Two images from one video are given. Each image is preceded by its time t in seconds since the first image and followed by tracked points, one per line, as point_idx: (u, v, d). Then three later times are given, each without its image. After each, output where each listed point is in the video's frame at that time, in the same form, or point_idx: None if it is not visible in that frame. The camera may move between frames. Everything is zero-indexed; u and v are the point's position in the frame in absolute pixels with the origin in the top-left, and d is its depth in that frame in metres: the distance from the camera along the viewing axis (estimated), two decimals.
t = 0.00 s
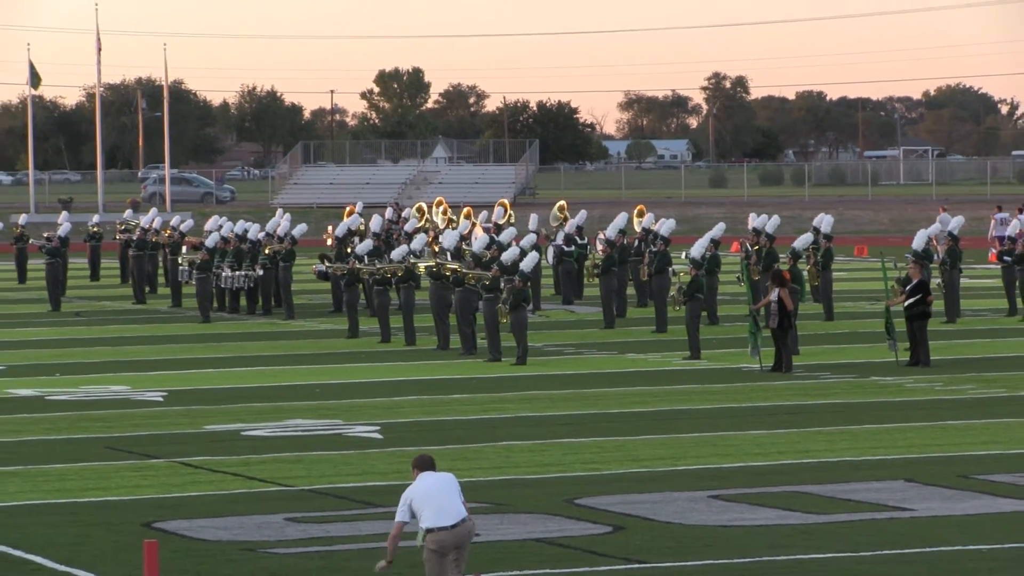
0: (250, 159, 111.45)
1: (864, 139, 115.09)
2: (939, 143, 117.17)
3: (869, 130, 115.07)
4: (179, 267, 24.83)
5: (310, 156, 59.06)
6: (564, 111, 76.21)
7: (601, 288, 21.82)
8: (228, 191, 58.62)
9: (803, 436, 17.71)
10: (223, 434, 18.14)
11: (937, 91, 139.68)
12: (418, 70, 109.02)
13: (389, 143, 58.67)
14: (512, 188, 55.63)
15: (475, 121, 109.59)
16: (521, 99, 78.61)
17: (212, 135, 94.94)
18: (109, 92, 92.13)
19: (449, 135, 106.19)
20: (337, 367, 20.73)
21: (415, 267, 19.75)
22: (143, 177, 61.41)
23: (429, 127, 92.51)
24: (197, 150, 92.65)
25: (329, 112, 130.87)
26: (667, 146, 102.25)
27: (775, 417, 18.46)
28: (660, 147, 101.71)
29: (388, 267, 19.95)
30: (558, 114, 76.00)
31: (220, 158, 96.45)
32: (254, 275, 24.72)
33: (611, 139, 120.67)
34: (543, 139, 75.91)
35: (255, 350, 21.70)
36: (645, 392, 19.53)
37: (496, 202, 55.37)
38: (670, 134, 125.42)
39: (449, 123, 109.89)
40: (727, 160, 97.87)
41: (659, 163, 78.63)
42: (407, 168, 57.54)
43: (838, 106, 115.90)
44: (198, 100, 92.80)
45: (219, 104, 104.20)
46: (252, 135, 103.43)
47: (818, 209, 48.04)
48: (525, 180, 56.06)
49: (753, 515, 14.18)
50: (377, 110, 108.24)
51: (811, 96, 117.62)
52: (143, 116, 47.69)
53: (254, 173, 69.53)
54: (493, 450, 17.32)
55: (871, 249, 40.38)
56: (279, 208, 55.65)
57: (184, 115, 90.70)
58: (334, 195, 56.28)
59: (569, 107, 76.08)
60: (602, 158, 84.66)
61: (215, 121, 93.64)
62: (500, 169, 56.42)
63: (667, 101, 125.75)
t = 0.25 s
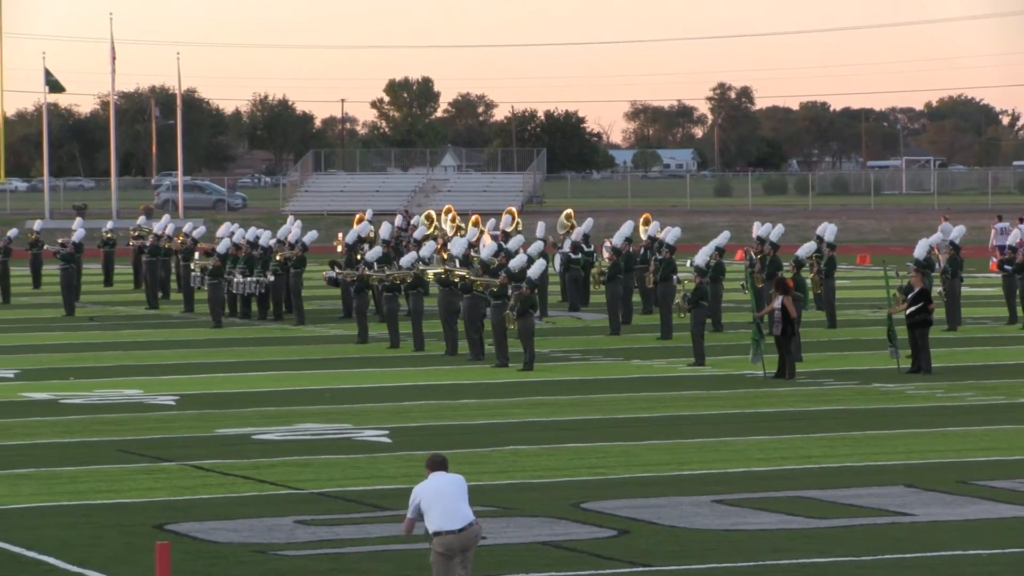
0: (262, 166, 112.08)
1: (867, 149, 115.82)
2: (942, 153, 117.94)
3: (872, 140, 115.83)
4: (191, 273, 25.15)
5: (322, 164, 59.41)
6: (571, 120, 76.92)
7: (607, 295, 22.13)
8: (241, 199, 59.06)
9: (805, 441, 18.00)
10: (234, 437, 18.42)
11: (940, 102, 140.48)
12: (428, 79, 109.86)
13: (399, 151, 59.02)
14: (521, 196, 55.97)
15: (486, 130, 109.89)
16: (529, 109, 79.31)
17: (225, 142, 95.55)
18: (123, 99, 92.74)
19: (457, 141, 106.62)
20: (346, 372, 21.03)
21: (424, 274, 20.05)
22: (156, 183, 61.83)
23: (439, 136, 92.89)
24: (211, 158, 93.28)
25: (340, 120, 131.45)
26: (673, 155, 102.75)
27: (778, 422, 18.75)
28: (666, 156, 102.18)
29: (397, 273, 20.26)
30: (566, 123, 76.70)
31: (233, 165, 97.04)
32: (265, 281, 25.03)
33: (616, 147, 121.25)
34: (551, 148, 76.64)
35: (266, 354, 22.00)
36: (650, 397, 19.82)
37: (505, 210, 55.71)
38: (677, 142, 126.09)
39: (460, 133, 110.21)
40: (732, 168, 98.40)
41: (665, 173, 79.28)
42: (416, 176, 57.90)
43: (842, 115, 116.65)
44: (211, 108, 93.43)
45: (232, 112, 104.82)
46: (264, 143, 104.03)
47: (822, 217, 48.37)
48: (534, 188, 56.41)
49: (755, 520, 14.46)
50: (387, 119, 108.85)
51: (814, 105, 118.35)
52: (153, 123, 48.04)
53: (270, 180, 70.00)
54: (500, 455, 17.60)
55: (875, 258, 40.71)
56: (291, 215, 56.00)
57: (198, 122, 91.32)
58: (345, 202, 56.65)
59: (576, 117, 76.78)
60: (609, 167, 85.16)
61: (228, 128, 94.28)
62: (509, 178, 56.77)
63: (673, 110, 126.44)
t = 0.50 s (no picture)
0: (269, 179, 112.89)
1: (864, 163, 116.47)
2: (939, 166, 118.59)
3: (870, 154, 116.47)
4: (199, 283, 25.44)
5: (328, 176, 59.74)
6: (575, 133, 77.60)
7: (611, 305, 22.43)
8: (250, 210, 59.48)
9: (806, 450, 18.27)
10: (243, 445, 18.65)
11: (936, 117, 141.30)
12: (434, 94, 111.05)
13: (405, 164, 59.32)
14: (524, 208, 56.29)
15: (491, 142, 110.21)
16: (533, 123, 80.00)
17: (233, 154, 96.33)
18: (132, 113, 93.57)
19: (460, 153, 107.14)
20: (351, 381, 21.30)
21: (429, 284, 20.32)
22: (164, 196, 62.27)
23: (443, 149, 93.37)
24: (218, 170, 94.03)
25: (345, 134, 131.91)
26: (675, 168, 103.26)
27: (780, 430, 19.04)
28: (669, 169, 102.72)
29: (403, 283, 20.54)
30: (570, 136, 77.39)
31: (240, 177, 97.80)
32: (273, 292, 25.31)
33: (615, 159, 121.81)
34: (554, 161, 77.34)
35: (272, 364, 22.28)
36: (652, 406, 20.10)
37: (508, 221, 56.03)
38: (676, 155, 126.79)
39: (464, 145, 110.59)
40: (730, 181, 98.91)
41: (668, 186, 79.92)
42: (421, 188, 58.23)
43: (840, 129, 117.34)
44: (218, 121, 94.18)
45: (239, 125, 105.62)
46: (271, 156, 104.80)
47: (820, 229, 48.72)
48: (536, 201, 56.75)
49: (756, 527, 14.72)
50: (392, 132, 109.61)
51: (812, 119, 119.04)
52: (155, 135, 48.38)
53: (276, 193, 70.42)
54: (506, 463, 17.86)
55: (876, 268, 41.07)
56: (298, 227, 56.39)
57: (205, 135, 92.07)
58: (351, 214, 57.02)
59: (580, 130, 77.46)
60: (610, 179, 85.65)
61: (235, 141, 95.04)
62: (511, 190, 57.08)
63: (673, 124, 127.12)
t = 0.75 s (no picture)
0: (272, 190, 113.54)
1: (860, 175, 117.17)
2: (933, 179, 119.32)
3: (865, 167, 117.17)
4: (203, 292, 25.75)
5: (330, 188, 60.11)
6: (575, 146, 78.29)
7: (609, 315, 22.74)
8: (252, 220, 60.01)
9: (802, 457, 18.56)
10: (246, 453, 18.92)
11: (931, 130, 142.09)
12: (435, 107, 111.97)
13: (407, 177, 59.68)
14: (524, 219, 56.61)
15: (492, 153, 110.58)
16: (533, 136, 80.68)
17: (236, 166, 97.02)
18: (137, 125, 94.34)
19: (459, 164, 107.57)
20: (353, 389, 21.59)
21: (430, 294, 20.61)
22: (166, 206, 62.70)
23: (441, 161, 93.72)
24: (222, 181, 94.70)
25: (347, 146, 132.50)
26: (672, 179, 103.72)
27: (775, 438, 19.32)
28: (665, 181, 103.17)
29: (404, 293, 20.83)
30: (570, 149, 78.09)
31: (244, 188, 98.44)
32: (275, 301, 25.63)
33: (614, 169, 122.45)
34: (554, 172, 78.01)
35: (275, 372, 22.57)
36: (649, 414, 20.38)
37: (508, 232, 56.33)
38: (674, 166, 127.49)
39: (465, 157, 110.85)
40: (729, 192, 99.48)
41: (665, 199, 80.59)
42: (422, 200, 58.56)
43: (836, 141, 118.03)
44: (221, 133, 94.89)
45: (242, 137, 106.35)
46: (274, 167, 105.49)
47: (816, 240, 49.06)
48: (536, 212, 57.09)
49: (752, 533, 15.00)
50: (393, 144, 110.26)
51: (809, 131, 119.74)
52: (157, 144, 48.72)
53: (278, 204, 70.85)
54: (505, 470, 18.13)
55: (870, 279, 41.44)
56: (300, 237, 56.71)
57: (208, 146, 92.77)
58: (353, 226, 57.37)
59: (580, 142, 78.14)
60: (609, 191, 86.17)
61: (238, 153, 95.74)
62: (511, 202, 57.41)
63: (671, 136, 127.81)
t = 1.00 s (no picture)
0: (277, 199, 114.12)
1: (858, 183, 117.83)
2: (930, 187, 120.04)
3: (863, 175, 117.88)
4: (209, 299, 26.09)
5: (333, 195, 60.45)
6: (575, 154, 78.89)
7: (608, 320, 23.06)
8: (257, 229, 60.45)
9: (799, 460, 18.84)
10: (251, 457, 19.20)
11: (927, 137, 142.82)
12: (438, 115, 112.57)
13: (409, 184, 60.06)
14: (525, 227, 56.97)
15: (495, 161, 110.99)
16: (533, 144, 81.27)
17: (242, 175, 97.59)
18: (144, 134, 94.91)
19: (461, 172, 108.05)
20: (358, 394, 21.90)
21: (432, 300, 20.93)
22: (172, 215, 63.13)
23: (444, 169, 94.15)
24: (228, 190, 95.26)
25: (352, 155, 132.91)
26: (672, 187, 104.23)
27: (772, 441, 19.61)
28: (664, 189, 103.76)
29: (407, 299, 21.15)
30: (570, 157, 78.68)
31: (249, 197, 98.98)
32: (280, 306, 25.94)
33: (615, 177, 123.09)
34: (554, 180, 78.60)
35: (280, 377, 22.88)
36: (649, 418, 20.68)
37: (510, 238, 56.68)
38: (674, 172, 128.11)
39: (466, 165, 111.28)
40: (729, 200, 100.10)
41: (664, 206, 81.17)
42: (425, 207, 58.92)
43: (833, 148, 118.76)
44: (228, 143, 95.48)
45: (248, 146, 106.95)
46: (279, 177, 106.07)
47: (814, 246, 49.40)
48: (537, 219, 57.44)
49: (750, 535, 15.28)
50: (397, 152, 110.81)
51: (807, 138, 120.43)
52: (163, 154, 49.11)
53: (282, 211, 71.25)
54: (507, 473, 18.43)
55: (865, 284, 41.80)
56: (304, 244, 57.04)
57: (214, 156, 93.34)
58: (356, 232, 57.69)
59: (579, 151, 78.72)
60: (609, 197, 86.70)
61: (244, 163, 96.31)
62: (513, 210, 57.77)
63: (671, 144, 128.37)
